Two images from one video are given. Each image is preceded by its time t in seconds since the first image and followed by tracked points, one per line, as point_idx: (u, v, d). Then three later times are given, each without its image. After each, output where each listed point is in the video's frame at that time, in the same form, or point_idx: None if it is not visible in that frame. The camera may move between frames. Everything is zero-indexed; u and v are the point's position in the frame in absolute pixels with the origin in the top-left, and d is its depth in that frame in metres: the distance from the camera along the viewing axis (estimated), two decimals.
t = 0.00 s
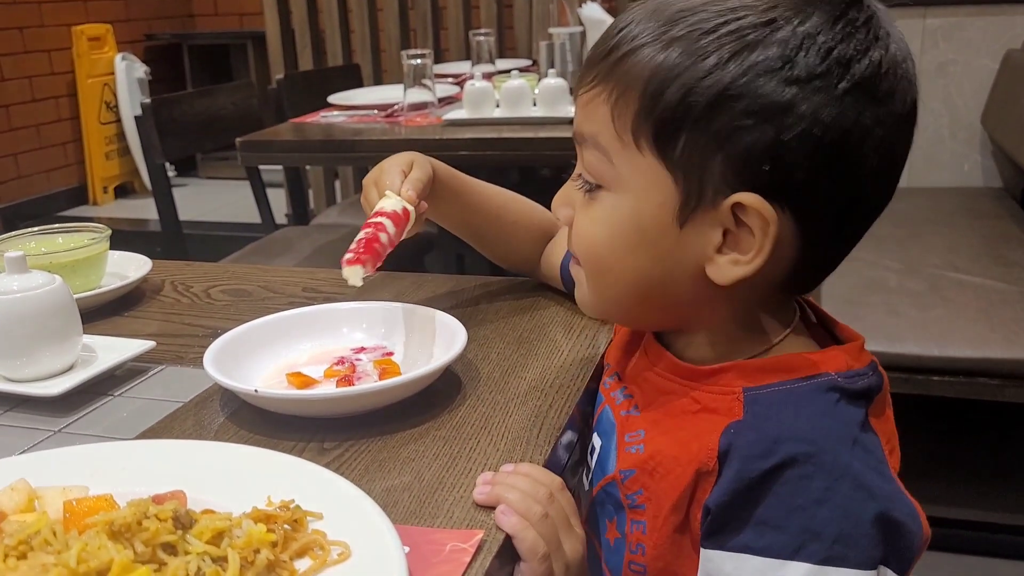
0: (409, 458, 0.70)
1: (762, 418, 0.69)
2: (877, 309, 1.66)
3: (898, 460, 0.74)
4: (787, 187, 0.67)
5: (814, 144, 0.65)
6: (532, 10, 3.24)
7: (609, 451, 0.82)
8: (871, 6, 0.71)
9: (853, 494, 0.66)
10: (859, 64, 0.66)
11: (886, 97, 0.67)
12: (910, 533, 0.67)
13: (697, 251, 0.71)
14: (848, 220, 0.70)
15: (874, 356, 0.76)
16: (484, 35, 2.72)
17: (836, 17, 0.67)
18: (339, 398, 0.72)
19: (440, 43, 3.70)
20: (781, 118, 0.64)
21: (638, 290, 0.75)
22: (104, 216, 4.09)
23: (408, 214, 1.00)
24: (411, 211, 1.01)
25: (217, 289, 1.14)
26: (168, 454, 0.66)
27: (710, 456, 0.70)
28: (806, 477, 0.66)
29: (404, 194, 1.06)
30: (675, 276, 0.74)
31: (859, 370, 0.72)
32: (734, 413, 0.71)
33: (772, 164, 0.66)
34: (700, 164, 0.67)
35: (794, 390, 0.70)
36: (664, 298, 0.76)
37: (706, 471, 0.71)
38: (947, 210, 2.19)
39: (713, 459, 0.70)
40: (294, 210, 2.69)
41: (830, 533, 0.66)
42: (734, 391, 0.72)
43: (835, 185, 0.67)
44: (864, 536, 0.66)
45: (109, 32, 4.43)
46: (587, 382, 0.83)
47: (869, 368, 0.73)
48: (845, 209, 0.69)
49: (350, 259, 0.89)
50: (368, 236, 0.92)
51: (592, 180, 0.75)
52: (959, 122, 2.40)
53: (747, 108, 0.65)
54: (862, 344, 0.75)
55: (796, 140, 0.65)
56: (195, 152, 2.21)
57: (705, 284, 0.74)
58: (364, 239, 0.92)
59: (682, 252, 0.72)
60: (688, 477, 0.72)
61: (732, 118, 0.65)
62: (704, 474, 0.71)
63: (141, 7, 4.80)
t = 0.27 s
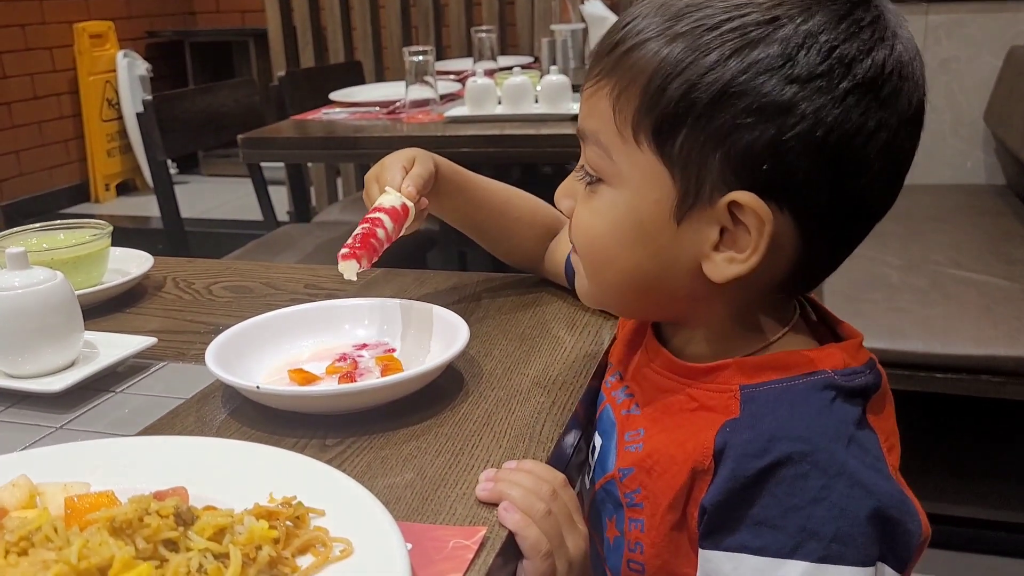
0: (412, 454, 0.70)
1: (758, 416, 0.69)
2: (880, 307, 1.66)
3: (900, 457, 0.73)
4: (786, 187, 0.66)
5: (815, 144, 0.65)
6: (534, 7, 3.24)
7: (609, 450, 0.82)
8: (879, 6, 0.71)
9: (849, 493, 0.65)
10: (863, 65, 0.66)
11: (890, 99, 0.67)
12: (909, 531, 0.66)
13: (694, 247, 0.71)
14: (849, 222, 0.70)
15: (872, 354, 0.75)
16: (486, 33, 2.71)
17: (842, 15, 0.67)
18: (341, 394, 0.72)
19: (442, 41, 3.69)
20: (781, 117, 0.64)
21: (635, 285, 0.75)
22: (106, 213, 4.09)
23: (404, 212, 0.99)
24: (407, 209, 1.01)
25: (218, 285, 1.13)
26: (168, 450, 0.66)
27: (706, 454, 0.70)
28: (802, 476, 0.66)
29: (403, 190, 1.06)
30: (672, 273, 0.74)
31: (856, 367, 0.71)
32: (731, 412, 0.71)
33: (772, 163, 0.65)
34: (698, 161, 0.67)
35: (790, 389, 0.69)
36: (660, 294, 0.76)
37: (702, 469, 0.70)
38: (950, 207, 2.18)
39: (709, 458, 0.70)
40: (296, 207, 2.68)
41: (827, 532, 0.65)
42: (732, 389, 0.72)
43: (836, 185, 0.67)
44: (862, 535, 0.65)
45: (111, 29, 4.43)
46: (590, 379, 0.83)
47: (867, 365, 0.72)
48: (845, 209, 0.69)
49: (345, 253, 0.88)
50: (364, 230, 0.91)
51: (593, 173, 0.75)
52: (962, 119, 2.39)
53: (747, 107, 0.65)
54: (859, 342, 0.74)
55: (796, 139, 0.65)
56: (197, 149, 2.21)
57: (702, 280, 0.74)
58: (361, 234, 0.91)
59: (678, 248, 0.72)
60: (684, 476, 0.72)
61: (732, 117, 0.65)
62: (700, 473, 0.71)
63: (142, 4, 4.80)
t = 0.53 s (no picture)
0: (418, 455, 0.70)
1: (758, 418, 0.69)
2: (884, 306, 1.65)
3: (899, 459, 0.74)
4: (777, 185, 0.66)
5: (802, 139, 0.65)
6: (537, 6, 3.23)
7: (610, 448, 0.82)
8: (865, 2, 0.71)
9: (850, 494, 0.65)
10: (848, 60, 0.66)
11: (877, 93, 0.67)
12: (909, 531, 0.67)
13: (687, 247, 0.71)
14: (842, 220, 0.70)
15: (873, 355, 0.75)
16: (489, 31, 2.71)
17: (825, 11, 0.67)
18: (347, 394, 0.72)
19: (445, 40, 3.69)
20: (769, 113, 0.64)
21: (628, 286, 0.75)
22: (109, 212, 4.09)
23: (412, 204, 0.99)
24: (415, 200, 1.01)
25: (223, 285, 1.13)
26: (175, 450, 0.66)
27: (705, 455, 0.70)
28: (803, 478, 0.66)
29: (411, 187, 1.06)
30: (667, 272, 0.74)
31: (857, 368, 0.71)
32: (731, 413, 0.71)
33: (760, 160, 0.65)
34: (688, 161, 0.67)
35: (789, 390, 0.69)
36: (654, 294, 0.76)
37: (702, 470, 0.70)
38: (954, 206, 2.18)
39: (708, 459, 0.70)
40: (299, 206, 2.68)
41: (829, 534, 0.65)
42: (733, 390, 0.72)
43: (826, 182, 0.67)
44: (862, 536, 0.65)
45: (113, 27, 4.43)
46: (595, 378, 0.83)
47: (866, 366, 0.72)
48: (838, 207, 0.69)
49: (348, 253, 0.89)
50: (369, 227, 0.91)
51: (585, 175, 0.76)
52: (966, 117, 2.38)
53: (733, 104, 0.65)
54: (861, 343, 0.74)
55: (784, 135, 0.64)
56: (200, 148, 2.21)
57: (695, 278, 0.74)
58: (365, 231, 0.91)
59: (671, 247, 0.72)
60: (682, 477, 0.72)
61: (719, 114, 0.65)
62: (700, 474, 0.71)
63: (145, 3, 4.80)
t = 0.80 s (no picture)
0: (419, 449, 0.69)
1: (755, 419, 0.68)
2: (887, 303, 1.65)
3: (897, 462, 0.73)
4: (775, 177, 0.66)
5: (801, 130, 0.64)
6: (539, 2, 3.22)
7: (607, 442, 0.81)
8: None
9: (847, 496, 0.65)
10: (849, 49, 0.65)
11: (878, 83, 0.66)
12: (905, 533, 0.67)
13: (685, 242, 0.71)
14: (843, 215, 0.69)
15: (872, 357, 0.74)
16: (491, 27, 2.70)
17: None
18: (347, 388, 0.71)
19: (447, 36, 3.68)
20: (768, 103, 0.64)
21: (624, 281, 0.75)
22: (110, 209, 4.08)
23: (424, 180, 0.99)
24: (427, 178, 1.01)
25: (223, 280, 1.13)
26: (174, 445, 0.66)
27: (699, 456, 0.70)
28: (799, 480, 0.65)
29: (426, 160, 1.06)
30: (664, 266, 0.73)
31: (856, 369, 0.71)
32: (728, 412, 0.70)
33: (759, 153, 0.65)
34: (686, 153, 0.67)
35: (787, 391, 0.69)
36: (653, 288, 0.75)
37: (696, 470, 0.70)
38: (957, 203, 2.17)
39: (702, 459, 0.69)
40: (300, 202, 2.67)
41: (826, 537, 0.65)
42: (731, 387, 0.71)
43: (826, 176, 0.66)
44: (858, 538, 0.65)
45: (115, 24, 4.42)
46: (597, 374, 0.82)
47: (865, 367, 0.72)
48: (838, 203, 0.68)
49: (367, 207, 0.87)
50: (387, 190, 0.91)
51: (582, 169, 0.76)
52: (969, 114, 2.37)
53: (732, 95, 0.64)
54: (860, 344, 0.74)
55: (782, 125, 0.64)
56: (201, 144, 2.21)
57: (693, 272, 0.73)
58: (383, 193, 0.91)
59: (670, 242, 0.72)
60: (676, 476, 0.71)
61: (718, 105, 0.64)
62: (694, 473, 0.70)
63: None
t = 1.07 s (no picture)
0: (419, 446, 0.69)
1: (762, 421, 0.68)
2: (888, 300, 1.64)
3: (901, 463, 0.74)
4: (807, 191, 0.65)
5: (843, 146, 0.64)
6: None
7: (611, 440, 0.81)
8: None
9: (854, 498, 0.65)
10: (890, 64, 0.65)
11: (913, 97, 0.67)
12: (911, 536, 0.68)
13: (715, 255, 0.70)
14: (866, 223, 0.70)
15: (877, 357, 0.74)
16: (491, 25, 2.69)
17: (866, 11, 0.66)
18: (347, 385, 0.71)
19: (447, 34, 3.68)
20: (814, 120, 0.63)
21: (646, 290, 0.74)
22: (111, 207, 4.08)
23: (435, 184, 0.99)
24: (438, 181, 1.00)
25: (223, 278, 1.13)
26: (173, 442, 0.65)
27: (704, 458, 0.69)
28: (806, 482, 0.65)
29: (431, 165, 1.06)
30: (688, 277, 0.73)
31: (863, 370, 0.71)
32: (735, 414, 0.70)
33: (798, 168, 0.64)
34: (721, 168, 0.66)
35: (793, 392, 0.69)
36: (674, 296, 0.75)
37: (701, 471, 0.70)
38: (958, 200, 2.17)
39: (707, 461, 0.69)
40: (301, 200, 2.67)
41: (833, 539, 0.65)
42: (737, 388, 0.71)
43: (858, 188, 0.66)
44: (864, 541, 0.65)
45: (115, 22, 4.42)
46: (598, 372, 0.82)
47: (871, 367, 0.72)
48: (860, 212, 0.68)
49: (380, 225, 0.87)
50: (398, 202, 0.91)
51: (601, 177, 0.73)
52: (971, 112, 2.36)
53: (776, 111, 0.63)
54: (865, 345, 0.74)
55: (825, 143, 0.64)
56: (201, 142, 2.21)
57: (717, 282, 0.73)
58: (395, 206, 0.90)
59: (699, 256, 0.71)
60: (680, 480, 0.71)
61: (761, 120, 0.63)
62: (699, 475, 0.70)
63: None
